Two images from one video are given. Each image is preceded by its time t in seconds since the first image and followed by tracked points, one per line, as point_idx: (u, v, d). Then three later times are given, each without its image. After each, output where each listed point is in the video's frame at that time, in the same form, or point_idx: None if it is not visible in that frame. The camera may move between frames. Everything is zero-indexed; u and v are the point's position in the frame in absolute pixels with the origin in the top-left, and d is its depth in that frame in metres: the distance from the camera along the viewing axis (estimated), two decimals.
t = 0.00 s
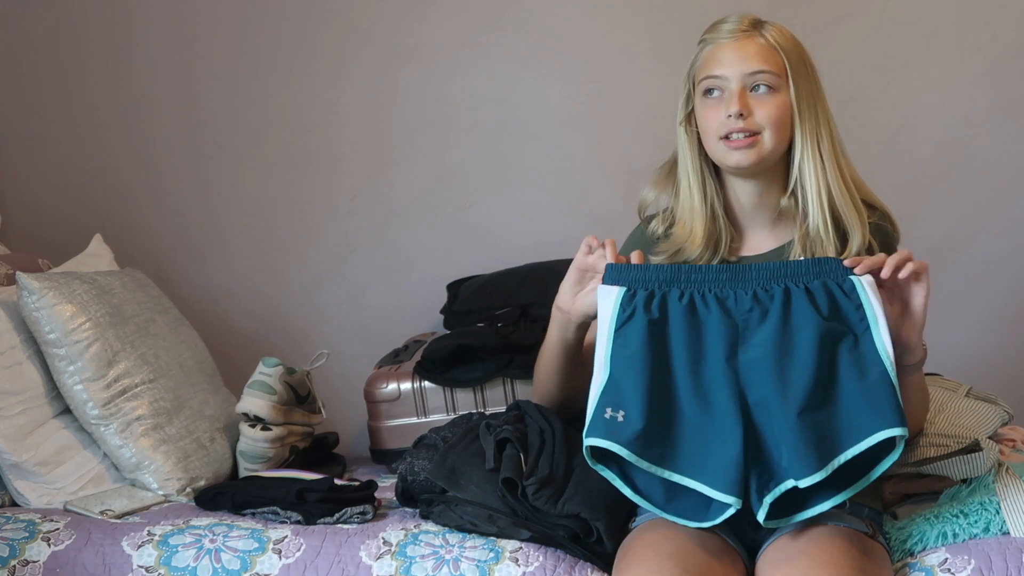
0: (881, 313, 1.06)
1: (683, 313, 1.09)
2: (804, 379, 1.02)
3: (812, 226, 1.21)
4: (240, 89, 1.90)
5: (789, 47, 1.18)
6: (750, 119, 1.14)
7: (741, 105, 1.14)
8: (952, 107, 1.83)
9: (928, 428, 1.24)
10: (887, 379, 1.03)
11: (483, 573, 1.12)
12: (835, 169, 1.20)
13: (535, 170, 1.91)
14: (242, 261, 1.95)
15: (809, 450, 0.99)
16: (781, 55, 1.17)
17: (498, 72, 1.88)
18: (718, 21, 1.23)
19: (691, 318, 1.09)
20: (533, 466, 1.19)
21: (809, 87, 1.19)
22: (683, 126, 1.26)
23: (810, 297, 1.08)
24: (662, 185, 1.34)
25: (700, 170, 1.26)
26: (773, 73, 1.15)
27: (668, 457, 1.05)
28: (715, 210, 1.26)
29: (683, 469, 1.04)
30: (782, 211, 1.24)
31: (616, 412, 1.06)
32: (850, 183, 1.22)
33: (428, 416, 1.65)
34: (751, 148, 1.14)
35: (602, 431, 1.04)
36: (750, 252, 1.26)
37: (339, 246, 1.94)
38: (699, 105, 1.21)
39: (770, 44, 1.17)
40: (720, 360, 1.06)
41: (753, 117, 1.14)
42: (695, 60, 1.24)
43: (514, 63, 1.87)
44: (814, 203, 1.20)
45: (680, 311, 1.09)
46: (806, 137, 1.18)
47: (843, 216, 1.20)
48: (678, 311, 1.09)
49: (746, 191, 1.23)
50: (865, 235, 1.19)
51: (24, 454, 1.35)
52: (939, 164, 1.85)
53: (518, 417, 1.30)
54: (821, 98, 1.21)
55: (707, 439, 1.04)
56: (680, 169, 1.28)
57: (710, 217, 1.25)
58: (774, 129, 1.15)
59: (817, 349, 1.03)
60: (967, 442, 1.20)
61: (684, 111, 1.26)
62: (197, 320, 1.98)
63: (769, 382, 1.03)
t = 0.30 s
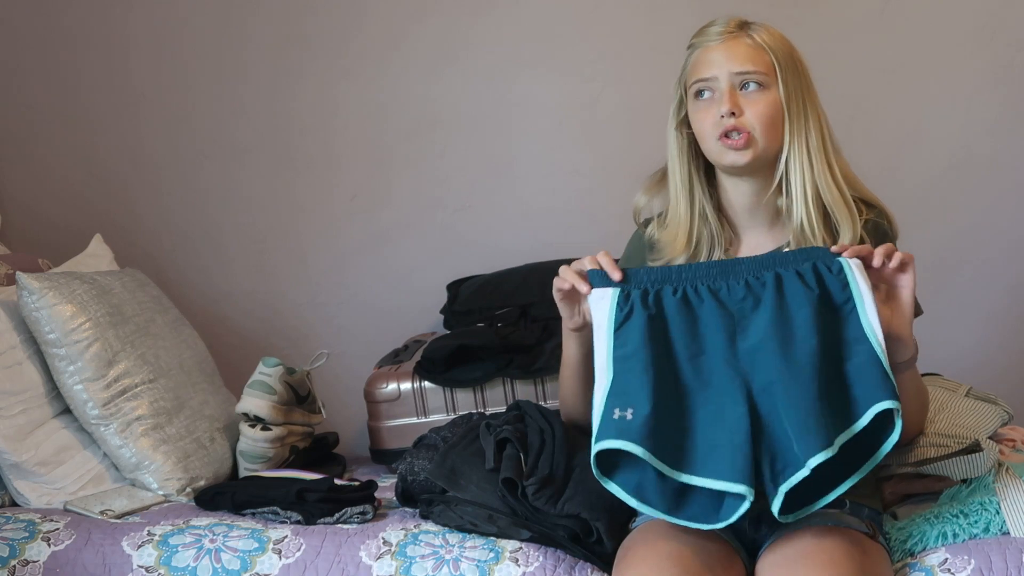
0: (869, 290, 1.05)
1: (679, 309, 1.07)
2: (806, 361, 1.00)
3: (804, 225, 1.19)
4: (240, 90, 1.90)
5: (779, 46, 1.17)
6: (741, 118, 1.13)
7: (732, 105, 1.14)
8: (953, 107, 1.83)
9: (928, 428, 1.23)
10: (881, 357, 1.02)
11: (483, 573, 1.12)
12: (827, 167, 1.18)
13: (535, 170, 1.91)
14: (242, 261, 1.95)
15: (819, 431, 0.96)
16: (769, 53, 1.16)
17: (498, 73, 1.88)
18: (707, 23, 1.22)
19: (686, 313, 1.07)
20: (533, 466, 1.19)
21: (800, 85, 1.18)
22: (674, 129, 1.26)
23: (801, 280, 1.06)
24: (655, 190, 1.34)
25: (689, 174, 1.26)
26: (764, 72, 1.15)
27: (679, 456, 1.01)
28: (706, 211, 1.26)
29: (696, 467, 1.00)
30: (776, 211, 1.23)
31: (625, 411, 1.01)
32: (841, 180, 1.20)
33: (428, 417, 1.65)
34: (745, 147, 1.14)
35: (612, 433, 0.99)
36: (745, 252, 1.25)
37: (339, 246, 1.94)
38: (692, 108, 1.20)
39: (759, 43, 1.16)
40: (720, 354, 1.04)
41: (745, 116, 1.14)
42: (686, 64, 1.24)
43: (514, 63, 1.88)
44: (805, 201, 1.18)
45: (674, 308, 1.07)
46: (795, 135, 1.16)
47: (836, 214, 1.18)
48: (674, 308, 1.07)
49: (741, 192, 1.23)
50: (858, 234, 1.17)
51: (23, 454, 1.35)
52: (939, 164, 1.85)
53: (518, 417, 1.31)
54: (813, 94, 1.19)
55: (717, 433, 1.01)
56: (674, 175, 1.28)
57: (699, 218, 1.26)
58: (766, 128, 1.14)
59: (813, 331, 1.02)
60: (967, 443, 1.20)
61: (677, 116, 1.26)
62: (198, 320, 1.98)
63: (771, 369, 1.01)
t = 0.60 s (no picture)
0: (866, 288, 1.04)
1: (678, 293, 1.07)
2: (798, 356, 1.01)
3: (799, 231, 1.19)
4: (240, 90, 1.90)
5: (773, 52, 1.16)
6: (732, 127, 1.13)
7: (723, 114, 1.14)
8: (952, 107, 1.83)
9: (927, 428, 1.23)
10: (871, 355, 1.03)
11: (483, 573, 1.12)
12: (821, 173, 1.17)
13: (535, 170, 1.91)
14: (242, 261, 1.95)
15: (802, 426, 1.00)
16: (762, 61, 1.15)
17: (498, 73, 1.88)
18: (703, 28, 1.21)
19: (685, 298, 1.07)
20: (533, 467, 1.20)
21: (794, 91, 1.16)
22: (671, 136, 1.25)
23: (801, 271, 1.05)
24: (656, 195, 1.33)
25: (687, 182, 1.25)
26: (756, 80, 1.14)
27: (669, 440, 1.05)
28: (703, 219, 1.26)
29: (684, 451, 1.04)
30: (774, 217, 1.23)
31: (629, 378, 1.03)
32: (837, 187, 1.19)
33: (428, 416, 1.65)
34: (735, 157, 1.14)
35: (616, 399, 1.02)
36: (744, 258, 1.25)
37: (339, 246, 1.94)
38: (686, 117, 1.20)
39: (751, 50, 1.16)
40: (715, 341, 1.05)
41: (736, 125, 1.14)
42: (681, 71, 1.23)
43: (514, 63, 1.88)
44: (800, 208, 1.17)
45: (674, 291, 1.07)
46: (791, 143, 1.15)
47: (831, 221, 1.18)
48: (673, 290, 1.07)
49: (739, 198, 1.23)
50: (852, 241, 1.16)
51: (24, 453, 1.35)
52: (939, 164, 1.85)
53: (518, 417, 1.31)
54: (809, 98, 1.18)
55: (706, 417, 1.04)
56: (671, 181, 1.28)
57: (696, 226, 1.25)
58: (758, 137, 1.14)
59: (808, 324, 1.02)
60: (967, 443, 1.20)
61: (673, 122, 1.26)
62: (198, 320, 1.98)
63: (763, 361, 1.02)
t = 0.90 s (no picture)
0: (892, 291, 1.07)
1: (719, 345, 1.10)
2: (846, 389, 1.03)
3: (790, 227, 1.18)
4: (239, 89, 1.90)
5: (777, 51, 1.15)
6: (736, 126, 1.13)
7: (727, 113, 1.13)
8: (952, 107, 1.83)
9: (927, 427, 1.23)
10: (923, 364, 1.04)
11: (483, 573, 1.12)
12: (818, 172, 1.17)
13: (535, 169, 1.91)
14: (242, 261, 1.95)
15: (858, 457, 1.03)
16: (766, 58, 1.14)
17: (498, 72, 1.88)
18: (706, 26, 1.20)
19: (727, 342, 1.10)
20: (533, 467, 1.20)
21: (797, 88, 1.16)
22: (673, 134, 1.24)
23: (839, 302, 1.07)
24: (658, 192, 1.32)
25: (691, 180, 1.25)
26: (760, 78, 1.13)
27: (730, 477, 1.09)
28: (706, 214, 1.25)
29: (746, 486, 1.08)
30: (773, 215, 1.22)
31: (655, 430, 1.12)
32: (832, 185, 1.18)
33: (428, 416, 1.65)
34: (740, 155, 1.14)
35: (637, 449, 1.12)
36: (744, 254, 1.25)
37: (339, 246, 1.94)
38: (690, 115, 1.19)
39: (755, 48, 1.15)
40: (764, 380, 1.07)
41: (740, 124, 1.13)
42: (684, 69, 1.22)
43: (514, 62, 1.87)
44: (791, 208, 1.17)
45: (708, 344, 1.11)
46: (791, 140, 1.15)
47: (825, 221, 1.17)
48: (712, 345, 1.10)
49: (741, 195, 1.22)
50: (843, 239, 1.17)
51: (23, 454, 1.35)
52: (939, 164, 1.85)
53: (518, 417, 1.31)
54: (811, 95, 1.17)
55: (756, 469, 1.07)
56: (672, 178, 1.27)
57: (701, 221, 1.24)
58: (762, 137, 1.13)
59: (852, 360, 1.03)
60: (968, 443, 1.20)
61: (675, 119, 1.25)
62: (198, 320, 1.98)
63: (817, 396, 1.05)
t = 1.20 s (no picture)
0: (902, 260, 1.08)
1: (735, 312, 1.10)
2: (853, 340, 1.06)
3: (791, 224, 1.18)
4: (239, 90, 1.90)
5: (780, 49, 1.14)
6: (739, 125, 1.13)
7: (731, 112, 1.13)
8: (953, 106, 1.83)
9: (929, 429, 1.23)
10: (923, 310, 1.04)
11: (483, 573, 1.12)
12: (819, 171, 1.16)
13: (535, 170, 1.91)
14: (242, 262, 1.95)
15: (852, 408, 1.00)
16: (769, 57, 1.14)
17: (497, 73, 1.88)
18: (709, 23, 1.20)
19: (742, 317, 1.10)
20: (533, 467, 1.20)
21: (800, 86, 1.16)
22: (674, 131, 1.24)
23: (843, 260, 1.09)
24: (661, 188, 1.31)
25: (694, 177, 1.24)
26: (763, 77, 1.13)
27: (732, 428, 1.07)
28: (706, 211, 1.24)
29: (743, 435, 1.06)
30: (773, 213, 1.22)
31: (684, 403, 1.10)
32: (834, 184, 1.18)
33: (428, 416, 1.65)
34: (743, 155, 1.14)
35: (673, 425, 1.10)
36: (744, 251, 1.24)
37: (339, 246, 1.94)
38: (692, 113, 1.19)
39: (758, 47, 1.14)
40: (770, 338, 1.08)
41: (744, 123, 1.13)
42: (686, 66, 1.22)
43: (514, 63, 1.87)
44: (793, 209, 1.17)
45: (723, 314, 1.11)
46: (794, 138, 1.15)
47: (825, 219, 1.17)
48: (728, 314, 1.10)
49: (742, 195, 1.22)
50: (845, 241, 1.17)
51: (23, 454, 1.35)
52: (939, 164, 1.85)
53: (518, 417, 1.31)
54: (813, 94, 1.17)
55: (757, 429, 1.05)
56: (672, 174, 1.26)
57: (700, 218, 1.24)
58: (766, 137, 1.13)
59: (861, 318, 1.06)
60: (967, 443, 1.20)
61: (676, 116, 1.24)
62: (198, 321, 1.98)
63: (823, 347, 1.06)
